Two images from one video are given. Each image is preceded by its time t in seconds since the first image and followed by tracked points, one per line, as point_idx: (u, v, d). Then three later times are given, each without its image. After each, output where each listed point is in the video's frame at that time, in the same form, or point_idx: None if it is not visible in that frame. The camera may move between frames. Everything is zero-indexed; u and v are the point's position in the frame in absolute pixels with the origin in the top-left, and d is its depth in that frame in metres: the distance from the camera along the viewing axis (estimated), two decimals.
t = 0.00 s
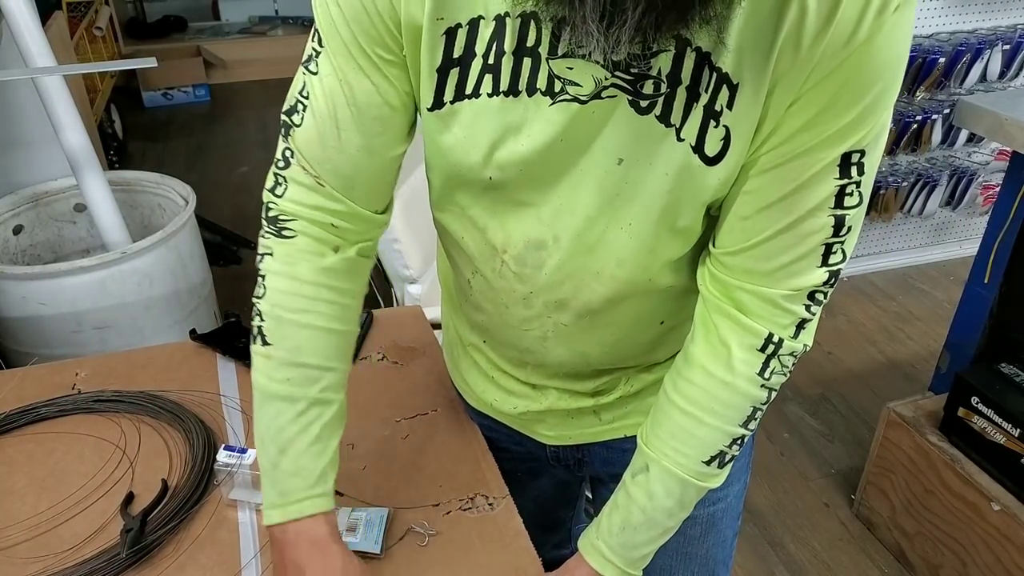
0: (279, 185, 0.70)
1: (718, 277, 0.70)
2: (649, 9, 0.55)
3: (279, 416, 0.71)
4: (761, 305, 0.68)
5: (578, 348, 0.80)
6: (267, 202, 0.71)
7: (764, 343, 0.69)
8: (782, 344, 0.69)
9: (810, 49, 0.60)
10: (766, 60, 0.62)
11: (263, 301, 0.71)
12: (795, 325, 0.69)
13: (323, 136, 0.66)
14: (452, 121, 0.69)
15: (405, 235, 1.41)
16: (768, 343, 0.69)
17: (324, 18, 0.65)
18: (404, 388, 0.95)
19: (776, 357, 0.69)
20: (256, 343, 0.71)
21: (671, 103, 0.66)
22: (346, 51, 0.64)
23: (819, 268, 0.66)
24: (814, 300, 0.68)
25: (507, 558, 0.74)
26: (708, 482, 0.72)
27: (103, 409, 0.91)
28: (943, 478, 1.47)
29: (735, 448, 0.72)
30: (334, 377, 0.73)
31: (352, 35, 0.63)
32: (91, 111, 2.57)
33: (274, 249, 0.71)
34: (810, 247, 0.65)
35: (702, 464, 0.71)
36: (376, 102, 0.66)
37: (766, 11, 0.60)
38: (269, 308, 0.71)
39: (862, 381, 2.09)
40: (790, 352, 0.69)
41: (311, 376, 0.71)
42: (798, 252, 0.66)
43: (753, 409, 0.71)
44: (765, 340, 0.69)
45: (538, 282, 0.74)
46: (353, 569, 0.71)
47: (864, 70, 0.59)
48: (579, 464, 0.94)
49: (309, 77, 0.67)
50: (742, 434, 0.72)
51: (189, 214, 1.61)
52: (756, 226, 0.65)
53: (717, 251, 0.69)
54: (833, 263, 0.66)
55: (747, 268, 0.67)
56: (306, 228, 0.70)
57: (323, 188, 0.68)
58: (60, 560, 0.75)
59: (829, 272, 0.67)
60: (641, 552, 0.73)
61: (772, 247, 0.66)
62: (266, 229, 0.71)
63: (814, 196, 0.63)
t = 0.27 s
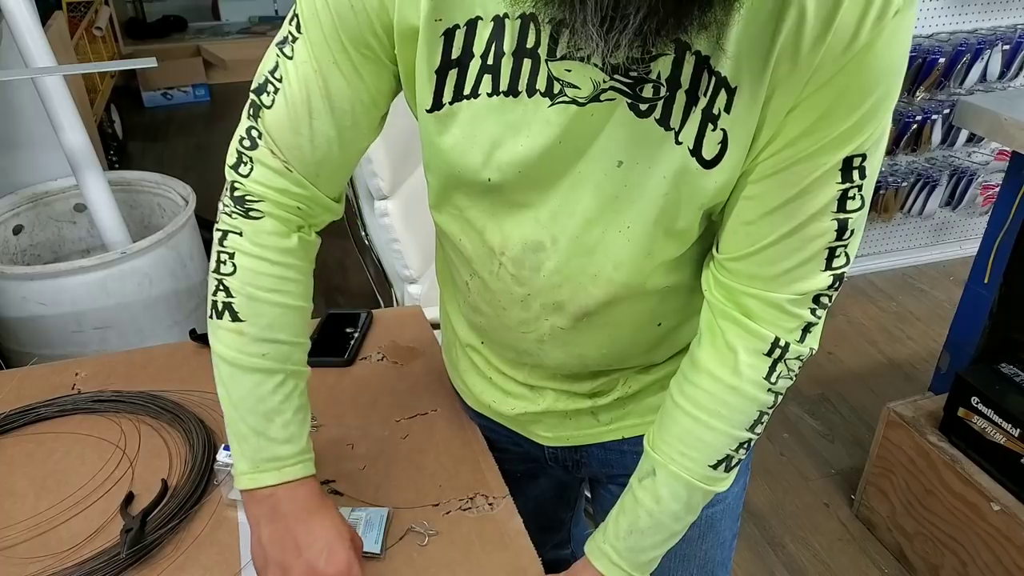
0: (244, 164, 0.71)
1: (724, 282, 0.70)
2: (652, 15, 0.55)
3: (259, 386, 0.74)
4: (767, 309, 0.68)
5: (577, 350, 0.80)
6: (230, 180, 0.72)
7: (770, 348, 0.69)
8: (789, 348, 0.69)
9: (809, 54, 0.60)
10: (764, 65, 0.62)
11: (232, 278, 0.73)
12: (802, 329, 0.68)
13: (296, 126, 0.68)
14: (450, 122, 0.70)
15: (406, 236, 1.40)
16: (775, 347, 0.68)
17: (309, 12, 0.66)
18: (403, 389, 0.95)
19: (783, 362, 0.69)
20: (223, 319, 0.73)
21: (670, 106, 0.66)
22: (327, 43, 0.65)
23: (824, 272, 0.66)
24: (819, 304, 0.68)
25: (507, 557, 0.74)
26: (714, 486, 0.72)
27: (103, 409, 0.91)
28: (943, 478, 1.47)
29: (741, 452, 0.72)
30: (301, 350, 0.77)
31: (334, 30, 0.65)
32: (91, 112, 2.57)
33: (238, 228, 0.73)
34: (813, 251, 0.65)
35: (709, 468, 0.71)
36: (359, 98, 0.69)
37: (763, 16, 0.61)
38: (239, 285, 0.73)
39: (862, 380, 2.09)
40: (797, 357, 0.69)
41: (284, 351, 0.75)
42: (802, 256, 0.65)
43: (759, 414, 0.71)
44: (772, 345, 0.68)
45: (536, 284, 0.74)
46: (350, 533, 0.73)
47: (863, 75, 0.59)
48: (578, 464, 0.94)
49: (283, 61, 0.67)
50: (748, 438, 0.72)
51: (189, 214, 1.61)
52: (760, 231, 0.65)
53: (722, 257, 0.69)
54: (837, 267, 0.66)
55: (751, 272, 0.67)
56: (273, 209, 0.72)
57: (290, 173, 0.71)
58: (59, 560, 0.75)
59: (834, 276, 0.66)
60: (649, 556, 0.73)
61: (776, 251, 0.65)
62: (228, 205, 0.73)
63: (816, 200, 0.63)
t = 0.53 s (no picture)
0: (254, 176, 0.72)
1: (722, 281, 0.70)
2: (639, 15, 0.55)
3: (266, 399, 0.75)
4: (767, 305, 0.68)
5: (572, 351, 0.80)
6: (240, 192, 0.74)
7: (771, 344, 0.69)
8: (790, 344, 0.69)
9: (798, 53, 0.60)
10: (753, 65, 0.62)
11: (240, 293, 0.74)
12: (802, 325, 0.68)
13: (299, 137, 0.69)
14: (442, 125, 0.70)
15: (406, 237, 1.40)
16: (776, 343, 0.68)
17: (306, 22, 0.66)
18: (402, 389, 0.95)
19: (784, 358, 0.69)
20: (232, 333, 0.74)
21: (660, 106, 0.66)
22: (325, 52, 0.66)
23: (822, 268, 0.66)
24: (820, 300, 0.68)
25: (506, 557, 0.74)
26: (714, 480, 0.73)
27: (103, 409, 0.91)
28: (943, 478, 1.47)
29: (741, 447, 0.72)
30: (308, 363, 0.78)
31: (331, 36, 0.65)
32: (91, 112, 2.57)
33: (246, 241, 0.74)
34: (810, 248, 0.65)
35: (709, 462, 0.71)
36: (357, 105, 0.69)
37: (752, 16, 0.61)
38: (247, 300, 0.74)
39: (862, 380, 2.09)
40: (797, 353, 0.69)
41: (290, 365, 0.76)
42: (798, 253, 0.66)
43: (760, 409, 0.71)
44: (773, 341, 0.68)
45: (531, 284, 0.74)
46: (346, 534, 0.74)
47: (854, 74, 0.59)
48: (575, 465, 0.93)
49: (282, 71, 0.68)
50: (748, 433, 0.72)
51: (189, 215, 1.61)
52: (756, 231, 0.65)
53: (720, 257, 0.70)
54: (835, 263, 0.66)
55: (749, 271, 0.67)
56: (282, 223, 0.73)
57: (298, 185, 0.72)
58: (59, 560, 0.75)
59: (831, 272, 0.67)
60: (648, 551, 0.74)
61: (772, 251, 0.66)
62: (238, 217, 0.74)
63: (811, 198, 0.63)
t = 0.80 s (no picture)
0: (256, 180, 0.73)
1: (726, 276, 0.70)
2: (626, 13, 0.55)
3: (271, 401, 0.75)
4: (771, 295, 0.68)
5: (569, 351, 0.80)
6: (243, 197, 0.74)
7: (775, 334, 0.69)
8: (793, 335, 0.69)
9: (792, 50, 0.60)
10: (746, 63, 0.62)
11: (245, 297, 0.75)
12: (805, 316, 0.69)
13: (299, 141, 0.69)
14: (438, 125, 0.70)
15: (406, 237, 1.40)
16: (780, 334, 0.69)
17: (303, 28, 0.67)
18: (402, 390, 0.95)
19: (787, 349, 0.69)
20: (239, 336, 0.75)
21: (655, 103, 0.65)
22: (324, 58, 0.67)
23: (822, 261, 0.66)
24: (819, 294, 0.68)
25: (506, 557, 0.74)
26: (715, 467, 0.73)
27: (103, 409, 0.91)
28: (943, 478, 1.47)
29: (742, 436, 0.72)
30: (313, 365, 0.78)
31: (328, 40, 0.66)
32: (91, 112, 2.57)
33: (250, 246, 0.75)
34: (810, 243, 0.66)
35: (710, 449, 0.71)
36: (357, 110, 0.70)
37: (744, 13, 0.61)
38: (253, 304, 0.75)
39: (862, 380, 2.09)
40: (801, 343, 0.69)
41: (294, 366, 0.76)
42: (799, 248, 0.66)
43: (762, 398, 0.71)
44: (777, 331, 0.69)
45: (528, 284, 0.74)
46: (344, 533, 0.74)
47: (848, 70, 0.59)
48: (574, 466, 0.93)
49: (283, 78, 0.69)
50: (750, 423, 0.72)
51: (189, 215, 1.61)
52: (756, 228, 0.66)
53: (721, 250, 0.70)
54: (836, 255, 0.66)
55: (751, 265, 0.68)
56: (285, 226, 0.74)
57: (298, 188, 0.72)
58: (58, 560, 0.75)
59: (831, 265, 0.67)
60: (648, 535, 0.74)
61: (773, 246, 0.66)
62: (242, 222, 0.75)
63: (809, 193, 0.63)
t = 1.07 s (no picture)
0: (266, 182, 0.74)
1: (718, 272, 0.71)
2: (617, 7, 0.55)
3: (273, 402, 0.76)
4: (752, 288, 0.68)
5: (569, 349, 0.80)
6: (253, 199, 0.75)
7: (758, 329, 0.69)
8: (775, 332, 0.69)
9: (785, 44, 0.60)
10: (740, 58, 0.62)
11: (254, 298, 0.76)
12: (790, 312, 0.69)
13: (307, 142, 0.70)
14: (437, 123, 0.70)
15: (406, 237, 1.40)
16: (763, 329, 0.69)
17: (308, 28, 0.67)
18: (402, 390, 0.95)
19: (770, 345, 0.69)
20: (248, 336, 0.76)
21: (651, 99, 0.65)
22: (329, 61, 0.67)
23: (811, 258, 0.66)
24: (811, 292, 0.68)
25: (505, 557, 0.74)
26: (690, 459, 0.73)
27: (104, 409, 0.91)
28: (943, 478, 1.47)
29: (721, 430, 0.72)
30: (319, 368, 0.78)
31: (332, 44, 0.66)
32: (91, 112, 2.57)
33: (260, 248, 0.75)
34: (799, 239, 0.65)
35: (686, 440, 0.71)
36: (364, 111, 0.70)
37: (739, 8, 0.60)
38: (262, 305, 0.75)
39: (862, 380, 2.09)
40: (784, 340, 0.69)
41: (299, 369, 0.76)
42: (787, 243, 0.66)
43: (742, 393, 0.71)
44: (758, 326, 0.69)
45: (528, 281, 0.74)
46: (325, 548, 0.72)
47: (840, 65, 0.59)
48: (574, 466, 0.93)
49: (292, 81, 0.69)
50: (730, 417, 0.72)
51: (189, 214, 1.61)
52: (746, 222, 0.66)
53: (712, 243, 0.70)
54: (826, 252, 0.66)
55: (739, 259, 0.68)
56: (293, 228, 0.74)
57: (306, 189, 0.72)
58: (58, 561, 0.75)
59: (821, 261, 0.66)
60: (617, 521, 0.74)
61: (762, 240, 0.66)
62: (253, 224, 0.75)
63: (799, 188, 0.63)
